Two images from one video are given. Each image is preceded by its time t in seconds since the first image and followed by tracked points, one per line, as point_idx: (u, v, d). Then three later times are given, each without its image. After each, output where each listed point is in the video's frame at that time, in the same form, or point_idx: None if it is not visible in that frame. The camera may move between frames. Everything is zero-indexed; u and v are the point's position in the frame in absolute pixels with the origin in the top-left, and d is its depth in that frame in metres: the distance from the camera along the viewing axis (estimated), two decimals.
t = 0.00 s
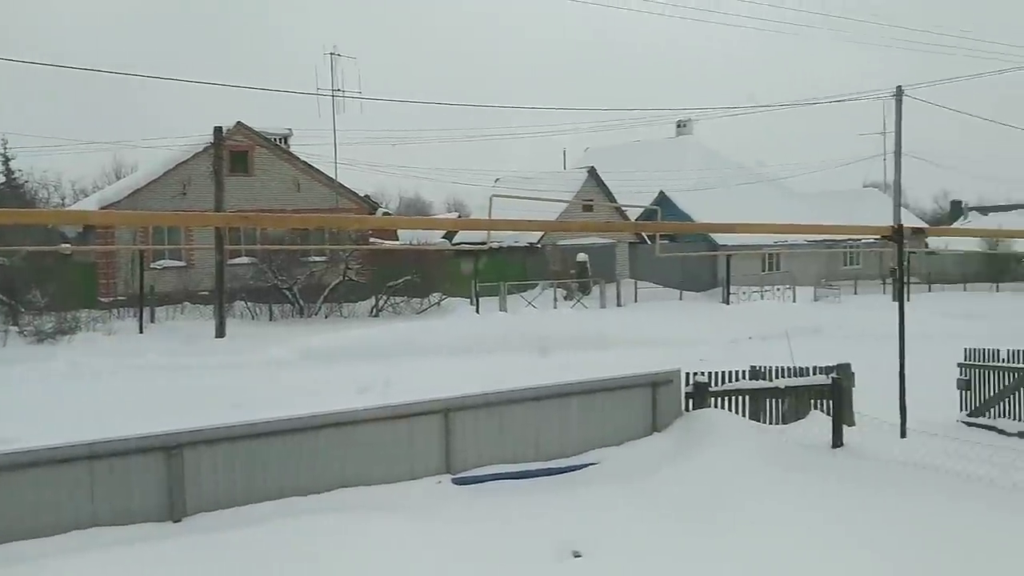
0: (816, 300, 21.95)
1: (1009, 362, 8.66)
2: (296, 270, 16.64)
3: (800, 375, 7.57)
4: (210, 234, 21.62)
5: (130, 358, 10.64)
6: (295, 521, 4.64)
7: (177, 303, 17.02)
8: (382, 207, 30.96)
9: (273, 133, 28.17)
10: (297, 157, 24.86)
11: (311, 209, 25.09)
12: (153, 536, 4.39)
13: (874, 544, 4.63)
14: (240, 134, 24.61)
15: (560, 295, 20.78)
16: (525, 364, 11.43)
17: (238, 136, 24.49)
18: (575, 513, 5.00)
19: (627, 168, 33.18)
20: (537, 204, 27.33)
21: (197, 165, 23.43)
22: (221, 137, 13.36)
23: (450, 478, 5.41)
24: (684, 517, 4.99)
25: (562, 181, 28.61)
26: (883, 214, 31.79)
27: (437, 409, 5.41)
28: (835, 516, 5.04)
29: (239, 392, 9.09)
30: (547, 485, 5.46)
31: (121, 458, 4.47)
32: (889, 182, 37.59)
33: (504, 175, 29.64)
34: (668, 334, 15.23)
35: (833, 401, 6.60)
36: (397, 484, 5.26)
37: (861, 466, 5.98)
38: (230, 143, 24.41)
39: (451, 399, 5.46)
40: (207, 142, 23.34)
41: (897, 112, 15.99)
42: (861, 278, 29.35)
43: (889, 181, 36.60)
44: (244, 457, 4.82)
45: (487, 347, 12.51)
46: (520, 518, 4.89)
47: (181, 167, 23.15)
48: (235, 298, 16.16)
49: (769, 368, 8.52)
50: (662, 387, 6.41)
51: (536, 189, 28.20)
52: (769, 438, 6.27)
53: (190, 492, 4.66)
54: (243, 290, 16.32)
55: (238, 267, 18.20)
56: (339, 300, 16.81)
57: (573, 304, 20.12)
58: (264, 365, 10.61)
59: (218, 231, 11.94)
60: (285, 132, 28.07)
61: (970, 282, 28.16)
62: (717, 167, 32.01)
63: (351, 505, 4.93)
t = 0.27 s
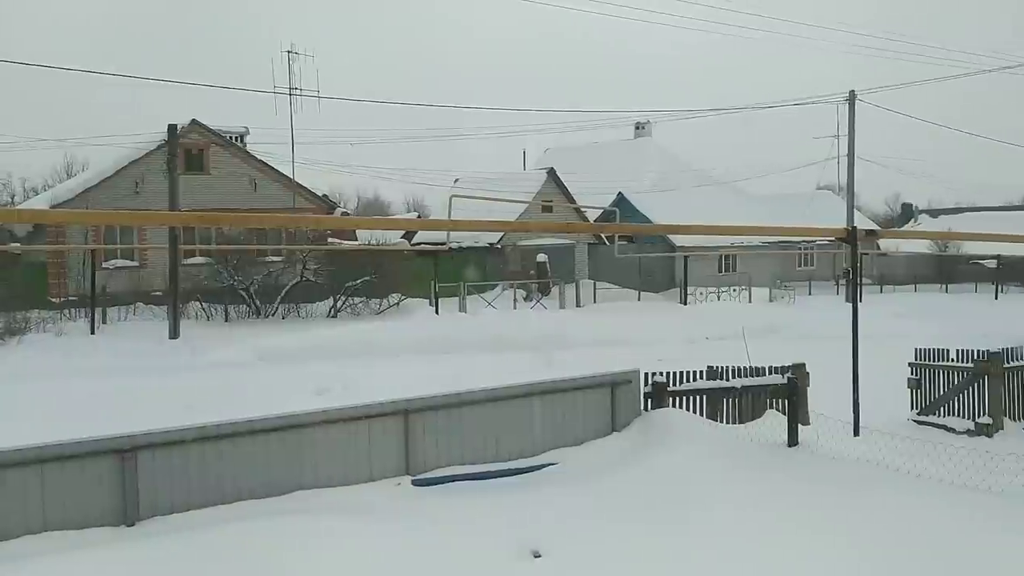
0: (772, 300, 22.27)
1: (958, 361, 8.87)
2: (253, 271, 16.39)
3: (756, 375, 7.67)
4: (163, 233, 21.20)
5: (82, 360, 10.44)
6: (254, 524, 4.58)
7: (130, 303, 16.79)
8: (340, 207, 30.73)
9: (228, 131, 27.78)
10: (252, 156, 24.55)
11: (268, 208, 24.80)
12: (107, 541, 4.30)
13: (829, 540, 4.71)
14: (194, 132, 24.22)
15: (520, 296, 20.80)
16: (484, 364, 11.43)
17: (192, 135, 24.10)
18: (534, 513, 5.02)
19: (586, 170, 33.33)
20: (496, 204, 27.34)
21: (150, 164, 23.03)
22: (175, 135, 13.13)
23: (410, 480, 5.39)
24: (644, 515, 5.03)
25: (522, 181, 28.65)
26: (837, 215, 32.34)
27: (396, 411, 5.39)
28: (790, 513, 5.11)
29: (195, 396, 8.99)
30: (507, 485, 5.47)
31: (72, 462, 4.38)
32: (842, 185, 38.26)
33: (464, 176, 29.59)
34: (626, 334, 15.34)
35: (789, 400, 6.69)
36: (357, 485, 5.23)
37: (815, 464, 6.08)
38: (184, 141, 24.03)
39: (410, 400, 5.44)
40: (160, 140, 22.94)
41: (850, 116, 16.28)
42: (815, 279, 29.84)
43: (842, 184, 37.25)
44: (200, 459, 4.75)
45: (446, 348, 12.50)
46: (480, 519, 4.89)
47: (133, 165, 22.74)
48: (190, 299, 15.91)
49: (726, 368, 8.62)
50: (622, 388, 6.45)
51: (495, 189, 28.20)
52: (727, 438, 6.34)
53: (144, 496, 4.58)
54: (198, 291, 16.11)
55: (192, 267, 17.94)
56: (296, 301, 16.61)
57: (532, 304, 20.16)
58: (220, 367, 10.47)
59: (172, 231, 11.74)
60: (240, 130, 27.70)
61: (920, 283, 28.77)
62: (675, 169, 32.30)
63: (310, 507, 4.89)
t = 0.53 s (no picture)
0: (747, 300, 22.43)
1: (930, 360, 8.99)
2: (227, 271, 16.25)
3: (732, 374, 7.72)
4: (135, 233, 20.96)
5: (54, 360, 10.31)
6: (230, 525, 4.55)
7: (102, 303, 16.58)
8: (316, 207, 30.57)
9: (202, 131, 27.55)
10: (226, 155, 24.36)
11: (243, 208, 24.62)
12: (79, 543, 4.25)
13: (805, 538, 4.75)
14: (167, 131, 24.00)
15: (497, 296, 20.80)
16: (461, 364, 11.42)
17: (165, 134, 23.87)
18: (511, 513, 5.02)
19: (562, 170, 33.40)
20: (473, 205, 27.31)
21: (123, 163, 22.78)
22: (147, 134, 12.99)
23: (387, 481, 5.37)
24: (621, 515, 5.05)
25: (498, 182, 28.65)
26: (811, 216, 32.64)
27: (373, 411, 5.37)
28: (765, 512, 5.15)
29: (169, 397, 8.89)
30: (485, 485, 5.47)
31: (44, 464, 4.32)
32: (815, 186, 38.61)
33: (440, 176, 29.54)
34: (603, 334, 15.38)
35: (764, 399, 6.74)
36: (333, 486, 5.20)
37: (790, 463, 6.13)
38: (157, 140, 23.79)
39: (387, 401, 5.42)
40: (133, 139, 22.70)
41: (823, 118, 16.44)
42: (789, 279, 30.10)
43: (816, 185, 37.59)
44: (174, 461, 4.70)
45: (423, 349, 12.47)
46: (458, 519, 4.89)
47: (105, 164, 22.48)
48: (163, 299, 15.76)
49: (702, 367, 8.68)
50: (598, 387, 6.47)
51: (471, 190, 28.17)
52: (703, 437, 6.38)
53: (117, 498, 4.52)
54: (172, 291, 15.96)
55: (165, 267, 17.77)
56: (271, 301, 16.49)
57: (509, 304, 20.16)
58: (195, 367, 10.38)
59: (145, 231, 11.62)
60: (214, 129, 27.48)
61: (892, 283, 29.10)
62: (651, 170, 32.45)
63: (286, 509, 4.86)
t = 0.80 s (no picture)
0: (734, 301, 22.51)
1: (916, 361, 9.05)
2: (214, 272, 16.17)
3: (720, 375, 7.74)
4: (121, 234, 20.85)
5: (39, 361, 10.24)
6: (219, 527, 4.53)
7: (87, 304, 16.46)
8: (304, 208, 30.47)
9: (189, 131, 27.43)
10: (213, 156, 24.25)
11: (229, 209, 24.52)
12: (66, 546, 4.22)
13: (792, 538, 4.78)
14: (153, 132, 23.87)
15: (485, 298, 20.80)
16: (449, 366, 11.42)
17: (152, 134, 23.76)
18: (500, 514, 5.03)
19: (550, 171, 33.43)
20: (461, 206, 27.31)
21: (109, 163, 22.65)
22: (134, 133, 12.92)
23: (376, 483, 5.36)
24: (610, 515, 5.06)
25: (486, 182, 28.66)
26: (797, 218, 32.79)
27: (361, 414, 5.36)
28: (752, 512, 5.18)
29: (155, 400, 8.85)
30: (474, 487, 5.46)
31: (30, 467, 4.28)
32: (802, 188, 38.79)
33: (428, 177, 29.51)
34: (591, 335, 15.42)
35: (752, 400, 6.78)
36: (321, 489, 5.18)
37: (778, 464, 6.16)
38: (143, 140, 23.67)
39: (375, 403, 5.42)
40: (119, 139, 22.56)
41: (811, 121, 16.52)
42: (776, 281, 30.23)
43: (802, 187, 37.76)
44: (161, 463, 4.68)
45: (411, 350, 12.46)
46: (447, 520, 4.88)
47: (91, 164, 22.35)
48: (149, 300, 15.68)
49: (689, 368, 8.71)
50: (587, 389, 6.48)
51: (459, 191, 28.16)
52: (691, 438, 6.40)
53: (103, 502, 4.50)
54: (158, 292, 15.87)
55: (151, 268, 17.68)
56: (258, 302, 16.42)
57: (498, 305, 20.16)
58: (182, 369, 10.33)
59: (132, 231, 11.57)
60: (201, 129, 27.35)
61: (878, 284, 29.28)
62: (638, 171, 32.52)
63: (274, 511, 4.84)
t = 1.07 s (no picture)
0: (730, 308, 22.52)
1: (912, 368, 9.05)
2: (211, 278, 16.16)
3: (716, 382, 7.75)
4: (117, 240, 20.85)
5: (36, 368, 10.23)
6: (215, 534, 4.52)
7: (83, 310, 16.45)
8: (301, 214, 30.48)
9: (186, 137, 27.44)
10: (210, 161, 24.26)
11: (226, 214, 24.52)
12: (62, 554, 4.21)
13: (789, 546, 4.77)
14: (150, 137, 23.89)
15: (482, 303, 20.81)
16: (446, 371, 11.42)
17: (149, 140, 23.78)
18: (497, 521, 5.02)
19: (547, 177, 33.46)
20: (458, 212, 27.33)
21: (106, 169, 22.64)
22: (131, 140, 12.90)
23: (373, 490, 5.36)
24: (607, 522, 5.05)
25: (482, 188, 28.68)
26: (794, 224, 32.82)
27: (358, 420, 5.36)
28: (749, 519, 5.18)
29: (153, 406, 8.84)
30: (471, 494, 5.46)
31: (26, 474, 4.27)
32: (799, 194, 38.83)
33: (424, 183, 29.52)
34: (587, 341, 15.41)
35: (748, 406, 6.78)
36: (318, 495, 5.18)
37: (775, 470, 6.16)
38: (140, 146, 23.68)
39: (372, 410, 5.41)
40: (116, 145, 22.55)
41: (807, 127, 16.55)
42: (772, 287, 30.26)
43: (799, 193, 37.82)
44: (158, 470, 4.67)
45: (408, 356, 12.46)
46: (444, 527, 4.88)
47: (88, 170, 22.34)
48: (145, 307, 15.68)
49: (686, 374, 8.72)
50: (584, 395, 6.48)
51: (456, 197, 28.19)
52: (688, 444, 6.40)
53: (99, 509, 4.49)
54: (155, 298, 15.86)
55: (148, 274, 17.68)
56: (255, 308, 16.40)
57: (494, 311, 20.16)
58: (178, 375, 10.32)
59: (128, 238, 11.56)
60: (198, 135, 27.36)
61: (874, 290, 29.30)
62: (635, 178, 32.56)
63: (271, 518, 4.83)
